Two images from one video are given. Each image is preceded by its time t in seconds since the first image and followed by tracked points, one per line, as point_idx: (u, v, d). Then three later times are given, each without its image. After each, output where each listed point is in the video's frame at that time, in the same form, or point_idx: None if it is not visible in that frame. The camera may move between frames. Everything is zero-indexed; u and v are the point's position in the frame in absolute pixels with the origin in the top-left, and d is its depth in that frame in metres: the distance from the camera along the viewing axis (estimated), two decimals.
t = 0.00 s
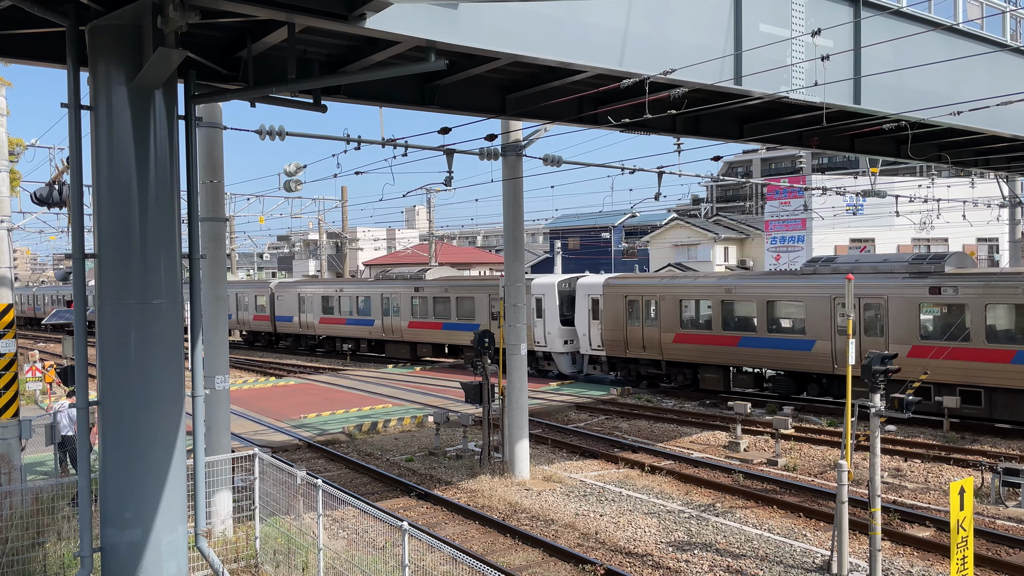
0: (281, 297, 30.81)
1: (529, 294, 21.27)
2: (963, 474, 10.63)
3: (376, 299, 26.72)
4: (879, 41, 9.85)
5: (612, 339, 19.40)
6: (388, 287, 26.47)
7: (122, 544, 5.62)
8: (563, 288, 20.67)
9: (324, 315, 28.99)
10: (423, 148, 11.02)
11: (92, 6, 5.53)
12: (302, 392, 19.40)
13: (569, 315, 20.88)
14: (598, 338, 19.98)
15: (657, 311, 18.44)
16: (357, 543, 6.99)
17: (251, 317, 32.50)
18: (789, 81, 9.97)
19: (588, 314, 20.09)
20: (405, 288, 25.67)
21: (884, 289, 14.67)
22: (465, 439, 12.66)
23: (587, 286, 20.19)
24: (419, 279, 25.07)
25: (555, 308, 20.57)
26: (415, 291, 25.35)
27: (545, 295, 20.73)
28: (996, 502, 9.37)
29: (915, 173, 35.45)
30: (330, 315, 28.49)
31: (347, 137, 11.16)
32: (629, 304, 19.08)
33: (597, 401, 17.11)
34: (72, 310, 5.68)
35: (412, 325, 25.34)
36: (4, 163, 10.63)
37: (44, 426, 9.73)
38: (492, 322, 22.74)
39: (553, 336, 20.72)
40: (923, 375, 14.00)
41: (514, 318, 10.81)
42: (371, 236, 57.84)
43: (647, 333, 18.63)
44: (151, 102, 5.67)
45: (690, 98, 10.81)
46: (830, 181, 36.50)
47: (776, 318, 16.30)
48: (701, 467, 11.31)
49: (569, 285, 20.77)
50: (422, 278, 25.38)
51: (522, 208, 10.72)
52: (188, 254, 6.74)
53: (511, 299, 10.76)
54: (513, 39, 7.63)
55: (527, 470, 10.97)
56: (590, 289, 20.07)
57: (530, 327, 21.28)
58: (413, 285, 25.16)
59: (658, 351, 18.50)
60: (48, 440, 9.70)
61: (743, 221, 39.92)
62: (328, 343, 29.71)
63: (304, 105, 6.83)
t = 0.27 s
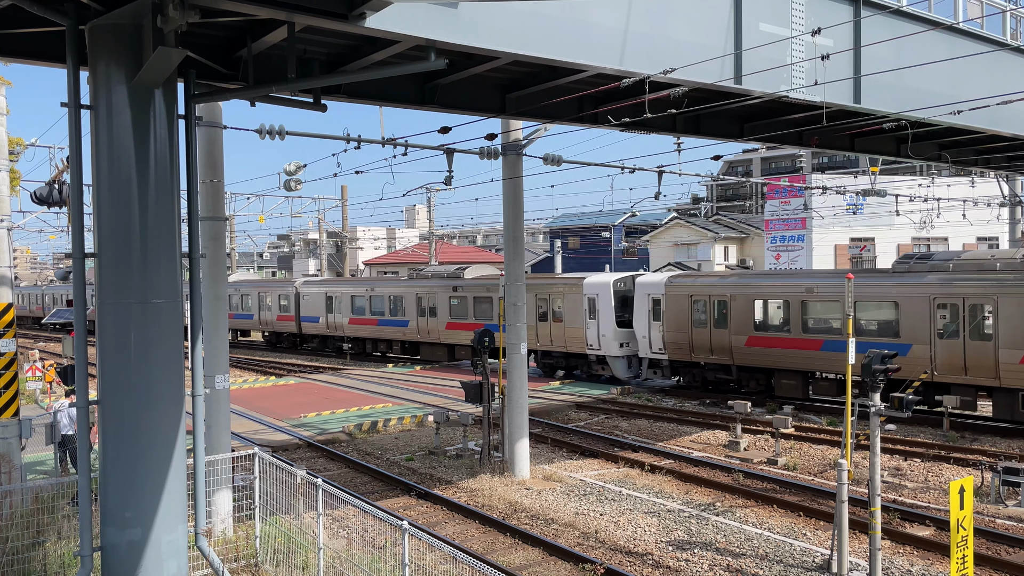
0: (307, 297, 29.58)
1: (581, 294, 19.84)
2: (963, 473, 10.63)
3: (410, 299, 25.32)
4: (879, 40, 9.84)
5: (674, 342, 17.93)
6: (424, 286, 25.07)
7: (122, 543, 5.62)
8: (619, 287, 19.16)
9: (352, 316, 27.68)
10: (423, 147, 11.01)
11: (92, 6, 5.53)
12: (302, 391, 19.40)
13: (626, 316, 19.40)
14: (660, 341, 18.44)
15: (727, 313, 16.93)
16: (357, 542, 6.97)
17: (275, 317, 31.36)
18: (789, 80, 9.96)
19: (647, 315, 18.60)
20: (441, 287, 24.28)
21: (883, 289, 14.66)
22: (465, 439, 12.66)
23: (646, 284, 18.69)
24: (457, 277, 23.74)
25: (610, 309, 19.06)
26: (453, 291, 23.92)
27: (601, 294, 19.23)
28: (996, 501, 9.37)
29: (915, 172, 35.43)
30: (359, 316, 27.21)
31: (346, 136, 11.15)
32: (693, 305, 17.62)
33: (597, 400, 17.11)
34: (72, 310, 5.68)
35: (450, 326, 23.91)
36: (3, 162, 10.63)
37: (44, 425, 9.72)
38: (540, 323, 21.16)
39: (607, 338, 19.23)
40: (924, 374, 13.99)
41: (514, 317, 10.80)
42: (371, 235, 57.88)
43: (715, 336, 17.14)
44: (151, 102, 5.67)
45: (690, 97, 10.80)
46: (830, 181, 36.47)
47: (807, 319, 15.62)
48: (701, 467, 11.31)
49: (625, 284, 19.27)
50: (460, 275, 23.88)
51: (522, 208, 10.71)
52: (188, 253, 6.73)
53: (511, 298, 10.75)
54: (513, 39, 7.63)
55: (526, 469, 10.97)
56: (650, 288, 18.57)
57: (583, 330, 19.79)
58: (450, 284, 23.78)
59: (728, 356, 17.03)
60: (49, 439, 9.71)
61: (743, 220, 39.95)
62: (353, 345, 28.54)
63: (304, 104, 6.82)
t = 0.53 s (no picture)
0: (335, 296, 28.27)
1: (641, 294, 18.58)
2: (963, 472, 10.64)
3: (447, 298, 23.93)
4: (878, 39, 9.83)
5: (746, 344, 16.70)
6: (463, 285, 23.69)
7: (122, 542, 5.62)
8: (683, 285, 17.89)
9: (384, 316, 26.35)
10: (422, 146, 11.01)
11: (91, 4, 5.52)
12: (301, 391, 19.38)
13: (692, 317, 18.11)
14: (730, 343, 17.18)
15: (807, 312, 15.73)
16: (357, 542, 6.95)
17: (302, 318, 30.11)
18: (789, 79, 9.95)
19: (716, 315, 17.32)
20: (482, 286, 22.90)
21: (883, 288, 14.66)
22: (465, 438, 12.65)
23: (714, 283, 17.43)
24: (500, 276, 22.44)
25: (672, 309, 17.78)
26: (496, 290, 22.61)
27: (663, 294, 17.92)
28: (995, 500, 9.39)
29: (915, 172, 35.45)
30: (391, 316, 25.95)
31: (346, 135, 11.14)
32: (767, 305, 16.39)
33: (596, 399, 17.11)
34: (72, 309, 5.68)
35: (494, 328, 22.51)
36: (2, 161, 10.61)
37: (44, 424, 9.69)
38: (593, 324, 19.85)
39: (669, 341, 17.94)
40: (924, 373, 13.99)
41: (513, 317, 10.79)
42: (371, 234, 57.88)
43: (794, 339, 15.93)
44: (151, 101, 5.66)
45: (690, 96, 10.80)
46: (830, 180, 36.44)
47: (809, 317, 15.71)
48: (701, 466, 11.31)
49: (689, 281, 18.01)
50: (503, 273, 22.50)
51: (521, 207, 10.71)
52: (188, 252, 6.72)
53: (511, 298, 10.73)
54: (512, 38, 7.62)
55: (526, 468, 10.97)
56: (719, 286, 17.31)
57: (643, 332, 18.49)
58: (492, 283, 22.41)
59: (809, 360, 15.83)
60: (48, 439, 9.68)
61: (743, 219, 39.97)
62: (383, 344, 27.28)
63: (303, 103, 6.82)
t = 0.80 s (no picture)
0: (366, 295, 26.86)
1: (709, 294, 17.23)
2: (962, 470, 10.65)
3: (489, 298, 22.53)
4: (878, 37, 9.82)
5: (830, 348, 15.32)
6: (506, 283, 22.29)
7: (122, 541, 5.62)
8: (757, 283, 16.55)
9: (420, 316, 24.94)
10: (422, 145, 11.01)
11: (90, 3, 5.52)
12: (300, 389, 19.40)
13: (766, 318, 16.76)
14: (811, 347, 15.78)
15: (901, 313, 14.39)
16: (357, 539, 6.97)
17: (330, 318, 28.72)
18: (789, 78, 9.93)
19: (795, 316, 15.93)
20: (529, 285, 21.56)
21: (883, 287, 14.65)
22: (465, 437, 12.66)
23: (791, 281, 16.08)
24: (549, 274, 21.01)
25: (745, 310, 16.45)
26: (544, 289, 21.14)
27: (736, 293, 16.60)
28: (994, 499, 9.40)
29: (914, 171, 35.45)
30: (426, 316, 24.59)
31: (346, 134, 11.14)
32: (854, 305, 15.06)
33: (596, 398, 17.11)
34: (72, 308, 5.68)
35: (541, 329, 21.16)
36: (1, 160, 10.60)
37: (43, 424, 9.65)
38: (654, 326, 18.44)
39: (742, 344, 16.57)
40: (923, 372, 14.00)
41: (513, 316, 10.79)
42: (371, 233, 57.89)
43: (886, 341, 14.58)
44: (150, 99, 5.66)
45: (689, 95, 10.79)
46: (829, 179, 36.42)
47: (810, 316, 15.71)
48: (700, 465, 11.32)
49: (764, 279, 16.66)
50: (552, 271, 21.12)
51: (521, 206, 10.71)
52: (187, 251, 6.72)
53: (510, 297, 10.73)
54: (512, 36, 7.62)
55: (526, 467, 10.97)
56: (798, 285, 15.89)
57: (711, 334, 17.13)
58: (541, 282, 21.05)
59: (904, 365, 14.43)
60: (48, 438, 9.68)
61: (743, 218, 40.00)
62: (416, 346, 25.97)
63: (303, 102, 6.81)
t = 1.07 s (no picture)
0: (399, 294, 25.59)
1: (791, 293, 15.90)
2: (962, 469, 10.66)
3: (536, 297, 21.15)
4: (878, 35, 9.82)
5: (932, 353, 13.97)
6: (555, 282, 20.86)
7: (122, 540, 5.62)
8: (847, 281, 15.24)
9: (458, 317, 23.57)
10: (422, 144, 11.01)
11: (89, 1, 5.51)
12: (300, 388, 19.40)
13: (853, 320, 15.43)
14: (907, 352, 14.46)
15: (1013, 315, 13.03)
16: (357, 538, 7.02)
17: (359, 318, 27.45)
18: (789, 76, 9.92)
19: (887, 318, 14.66)
20: (580, 283, 20.15)
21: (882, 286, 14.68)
22: (464, 436, 12.67)
23: (883, 279, 14.76)
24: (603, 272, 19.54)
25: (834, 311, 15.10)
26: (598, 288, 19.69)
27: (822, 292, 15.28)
28: (993, 498, 9.41)
29: (914, 169, 35.46)
30: (465, 316, 23.23)
31: (346, 133, 11.14)
32: (957, 306, 13.73)
33: (596, 397, 17.11)
34: (71, 307, 5.67)
35: (593, 330, 19.78)
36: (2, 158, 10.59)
37: (43, 422, 9.63)
38: (725, 327, 17.15)
39: (831, 348, 15.21)
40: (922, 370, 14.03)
41: (513, 314, 10.79)
42: (371, 232, 57.91)
43: (995, 346, 13.24)
44: (149, 98, 5.66)
45: (689, 93, 10.78)
46: (829, 178, 36.42)
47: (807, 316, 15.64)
48: (700, 464, 11.32)
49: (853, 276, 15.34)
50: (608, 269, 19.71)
51: (521, 205, 10.70)
52: (187, 249, 6.71)
53: (510, 295, 10.74)
54: (511, 35, 7.61)
55: (526, 465, 10.98)
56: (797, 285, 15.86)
57: (793, 338, 15.80)
58: (594, 280, 19.65)
59: (1017, 373, 13.07)
60: (48, 437, 9.67)
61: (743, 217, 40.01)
62: (452, 348, 24.66)
63: (302, 100, 6.80)
